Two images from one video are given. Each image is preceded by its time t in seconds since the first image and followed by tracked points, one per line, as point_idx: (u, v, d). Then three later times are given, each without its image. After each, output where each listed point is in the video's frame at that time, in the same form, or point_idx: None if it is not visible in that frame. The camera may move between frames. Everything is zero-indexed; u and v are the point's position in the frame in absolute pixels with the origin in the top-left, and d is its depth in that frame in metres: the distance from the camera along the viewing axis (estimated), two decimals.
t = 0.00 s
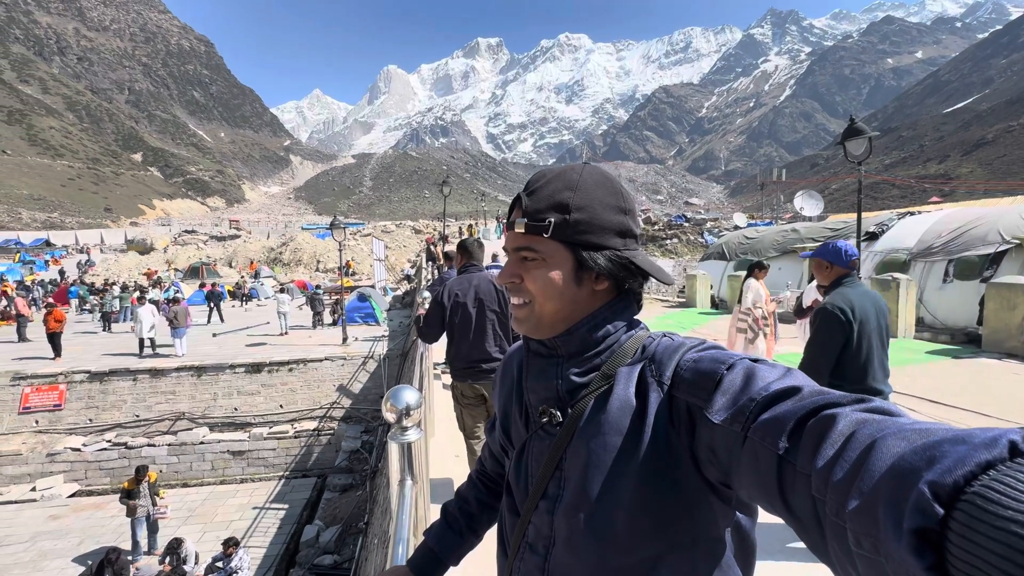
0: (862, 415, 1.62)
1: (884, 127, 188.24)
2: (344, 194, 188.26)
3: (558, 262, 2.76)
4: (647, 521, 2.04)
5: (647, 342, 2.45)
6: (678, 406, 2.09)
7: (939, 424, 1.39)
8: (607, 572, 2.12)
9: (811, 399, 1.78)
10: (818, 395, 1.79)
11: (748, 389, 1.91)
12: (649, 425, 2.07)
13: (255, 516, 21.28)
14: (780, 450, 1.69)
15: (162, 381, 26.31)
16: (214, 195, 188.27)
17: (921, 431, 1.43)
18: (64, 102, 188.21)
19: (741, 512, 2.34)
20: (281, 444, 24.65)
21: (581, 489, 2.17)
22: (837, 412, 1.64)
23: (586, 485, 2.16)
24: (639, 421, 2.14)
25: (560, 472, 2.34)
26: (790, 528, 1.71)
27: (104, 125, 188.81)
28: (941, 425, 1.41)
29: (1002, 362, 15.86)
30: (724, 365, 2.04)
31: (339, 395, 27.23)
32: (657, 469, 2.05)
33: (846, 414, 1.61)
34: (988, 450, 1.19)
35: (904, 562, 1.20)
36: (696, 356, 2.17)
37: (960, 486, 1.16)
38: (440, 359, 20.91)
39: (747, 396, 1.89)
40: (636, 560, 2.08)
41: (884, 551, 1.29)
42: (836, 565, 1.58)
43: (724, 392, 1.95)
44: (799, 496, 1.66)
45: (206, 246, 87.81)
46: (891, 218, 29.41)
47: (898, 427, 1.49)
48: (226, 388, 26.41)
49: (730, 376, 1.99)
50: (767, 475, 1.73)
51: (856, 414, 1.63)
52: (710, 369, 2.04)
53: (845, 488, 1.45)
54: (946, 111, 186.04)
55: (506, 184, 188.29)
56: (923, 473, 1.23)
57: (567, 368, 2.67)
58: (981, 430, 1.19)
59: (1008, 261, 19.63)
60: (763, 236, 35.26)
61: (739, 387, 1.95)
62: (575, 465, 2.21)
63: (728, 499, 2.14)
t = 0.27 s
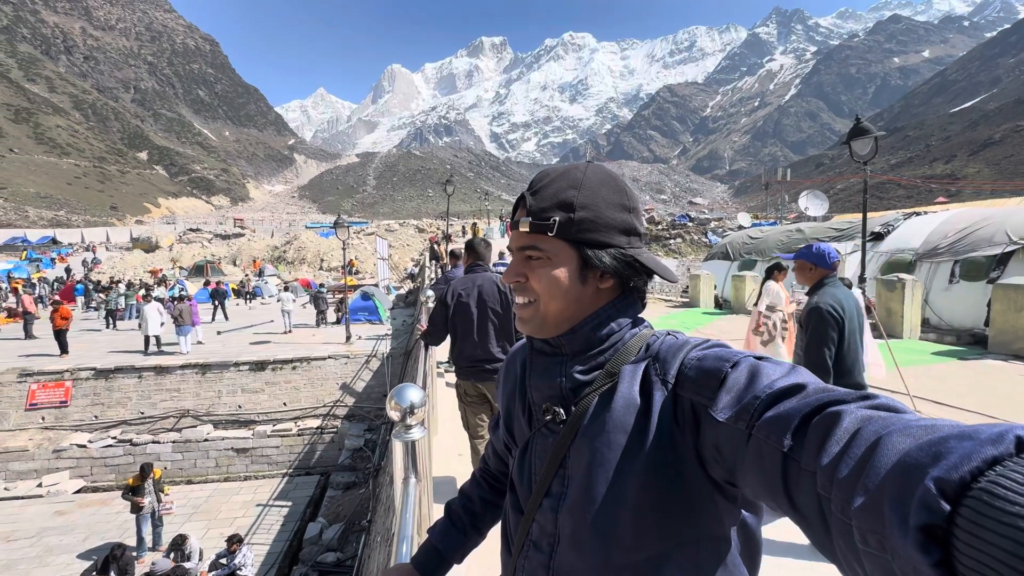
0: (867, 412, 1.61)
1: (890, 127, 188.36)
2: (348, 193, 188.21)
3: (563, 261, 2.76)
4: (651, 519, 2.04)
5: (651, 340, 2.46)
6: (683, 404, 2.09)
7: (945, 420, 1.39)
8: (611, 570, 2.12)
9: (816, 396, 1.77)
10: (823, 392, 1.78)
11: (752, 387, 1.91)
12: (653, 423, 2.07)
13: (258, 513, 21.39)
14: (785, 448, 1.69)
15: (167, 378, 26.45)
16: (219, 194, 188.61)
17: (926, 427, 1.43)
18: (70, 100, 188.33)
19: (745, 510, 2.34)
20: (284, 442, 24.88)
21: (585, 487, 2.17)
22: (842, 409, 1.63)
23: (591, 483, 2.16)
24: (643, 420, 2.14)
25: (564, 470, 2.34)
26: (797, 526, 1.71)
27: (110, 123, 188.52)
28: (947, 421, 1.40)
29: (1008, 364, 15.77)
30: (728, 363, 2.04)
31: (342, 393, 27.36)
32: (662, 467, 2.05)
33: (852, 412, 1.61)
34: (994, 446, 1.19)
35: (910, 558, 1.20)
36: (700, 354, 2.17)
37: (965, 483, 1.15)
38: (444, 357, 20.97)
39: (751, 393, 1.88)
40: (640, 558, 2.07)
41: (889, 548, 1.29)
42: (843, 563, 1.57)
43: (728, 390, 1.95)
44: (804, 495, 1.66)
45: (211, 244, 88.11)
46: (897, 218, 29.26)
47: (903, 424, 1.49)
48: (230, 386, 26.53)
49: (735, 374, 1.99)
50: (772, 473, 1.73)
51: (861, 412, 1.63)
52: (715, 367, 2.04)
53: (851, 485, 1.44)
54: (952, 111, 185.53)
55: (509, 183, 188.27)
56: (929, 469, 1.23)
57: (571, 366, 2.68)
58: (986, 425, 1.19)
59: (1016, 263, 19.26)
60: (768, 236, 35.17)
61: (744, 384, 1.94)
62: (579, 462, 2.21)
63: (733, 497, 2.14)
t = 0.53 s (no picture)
0: (876, 415, 1.61)
1: (896, 127, 188.18)
2: (352, 193, 188.25)
3: (569, 259, 2.76)
4: (658, 521, 2.03)
5: (655, 340, 2.46)
6: (688, 405, 2.08)
7: (953, 422, 1.38)
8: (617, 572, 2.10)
9: (822, 397, 1.77)
10: (831, 393, 1.77)
11: (758, 388, 1.90)
12: (658, 425, 2.07)
13: (262, 511, 21.48)
14: (791, 450, 1.68)
15: (172, 377, 26.62)
16: (224, 194, 188.71)
17: (935, 428, 1.42)
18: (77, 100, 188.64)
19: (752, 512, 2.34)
20: (288, 441, 24.99)
21: (591, 488, 2.16)
22: (849, 411, 1.63)
23: (597, 485, 2.15)
24: (649, 420, 2.14)
25: (569, 470, 2.34)
26: (804, 528, 1.70)
27: (116, 123, 188.82)
28: (954, 423, 1.39)
29: (1015, 365, 15.68)
30: (734, 364, 2.04)
31: (346, 392, 27.51)
32: (668, 469, 2.04)
33: (859, 413, 1.60)
34: (1006, 448, 1.18)
35: (920, 560, 1.20)
36: (706, 354, 2.17)
37: (976, 484, 1.15)
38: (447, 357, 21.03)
39: (757, 394, 1.88)
40: (646, 559, 2.07)
41: (899, 551, 1.28)
42: (850, 566, 1.57)
43: (735, 391, 1.94)
44: (812, 497, 1.65)
45: (215, 244, 88.47)
46: (903, 219, 29.08)
47: (912, 425, 1.48)
48: (235, 385, 26.67)
49: (741, 375, 1.98)
50: (779, 474, 1.72)
51: (868, 413, 1.62)
52: (720, 367, 2.04)
53: (859, 488, 1.44)
54: (959, 111, 185.12)
55: (513, 184, 188.33)
56: (938, 472, 1.22)
57: (575, 366, 2.67)
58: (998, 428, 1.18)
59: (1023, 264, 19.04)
60: (772, 236, 35.11)
61: (750, 385, 1.93)
62: (585, 464, 2.21)
63: (740, 498, 2.13)
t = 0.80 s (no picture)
0: (876, 411, 1.60)
1: (902, 126, 188.17)
2: (355, 194, 188.20)
3: (569, 254, 2.75)
4: (658, 517, 2.03)
5: (657, 337, 2.45)
6: (689, 402, 2.07)
7: (953, 418, 1.37)
8: (617, 568, 2.10)
9: (823, 393, 1.76)
10: (832, 390, 1.76)
11: (759, 384, 1.90)
12: (658, 420, 2.07)
13: (267, 511, 21.57)
14: (792, 446, 1.67)
15: (178, 377, 26.79)
16: (229, 195, 188.28)
17: (936, 425, 1.41)
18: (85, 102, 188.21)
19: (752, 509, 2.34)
20: (293, 441, 25.08)
21: (591, 484, 2.16)
22: (851, 408, 1.62)
23: (597, 481, 2.15)
24: (650, 416, 2.14)
25: (570, 466, 2.34)
26: (804, 523, 1.70)
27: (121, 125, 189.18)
28: (955, 419, 1.39)
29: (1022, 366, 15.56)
30: (735, 361, 2.03)
31: (350, 392, 27.61)
32: (668, 465, 2.04)
33: (859, 410, 1.60)
34: (1005, 444, 1.18)
35: (919, 555, 1.20)
36: (706, 351, 2.16)
37: (977, 480, 1.14)
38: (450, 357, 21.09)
39: (758, 391, 1.87)
40: (646, 555, 2.06)
41: (898, 546, 1.27)
42: (849, 563, 1.56)
43: (735, 387, 1.93)
44: (811, 493, 1.65)
45: (221, 245, 88.85)
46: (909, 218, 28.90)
47: (911, 422, 1.48)
48: (240, 385, 26.81)
49: (742, 371, 1.98)
50: (779, 470, 1.72)
51: (869, 409, 1.61)
52: (721, 364, 2.03)
53: (860, 484, 1.43)
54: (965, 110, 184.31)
55: (517, 184, 188.35)
56: (938, 468, 1.22)
57: (576, 363, 2.67)
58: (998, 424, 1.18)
59: None
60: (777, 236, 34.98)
61: (751, 381, 1.93)
62: (586, 460, 2.21)
63: (740, 494, 2.13)
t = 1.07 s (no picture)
0: (866, 413, 1.59)
1: (907, 125, 188.36)
2: (359, 196, 188.08)
3: (566, 256, 2.75)
4: (650, 518, 2.03)
5: (651, 339, 2.44)
6: (681, 404, 2.07)
7: (941, 421, 1.36)
8: (609, 569, 2.10)
9: (814, 396, 1.75)
10: (821, 392, 1.76)
11: (751, 387, 1.89)
12: (651, 422, 2.07)
13: (271, 512, 21.66)
14: (783, 448, 1.66)
15: (184, 379, 26.93)
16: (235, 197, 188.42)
17: (923, 427, 1.40)
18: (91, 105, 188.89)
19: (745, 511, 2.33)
20: (297, 442, 25.16)
21: (584, 485, 2.16)
22: (840, 409, 1.61)
23: (589, 481, 2.15)
24: (642, 417, 2.13)
25: (563, 468, 2.33)
26: (793, 526, 1.69)
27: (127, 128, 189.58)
28: (944, 422, 1.38)
29: None
30: (727, 363, 2.02)
31: (354, 393, 27.72)
32: (661, 467, 2.04)
33: (849, 412, 1.58)
34: (992, 448, 1.17)
35: (904, 558, 1.19)
36: (699, 353, 2.15)
37: (961, 484, 1.14)
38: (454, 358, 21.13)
39: (750, 393, 1.86)
40: (638, 556, 2.06)
41: (885, 548, 1.27)
42: (836, 562, 1.56)
43: (727, 390, 1.93)
44: (801, 495, 1.64)
45: (226, 247, 89.35)
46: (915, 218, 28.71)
47: (902, 424, 1.46)
48: (245, 386, 26.93)
49: (734, 373, 1.97)
50: (769, 472, 1.71)
51: (858, 412, 1.60)
52: (713, 366, 2.02)
53: (847, 486, 1.42)
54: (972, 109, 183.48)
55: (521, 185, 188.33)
56: (923, 471, 1.21)
57: (570, 365, 2.67)
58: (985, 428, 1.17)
59: None
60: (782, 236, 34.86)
61: (743, 384, 1.92)
62: (579, 461, 2.20)
63: (732, 496, 2.12)
